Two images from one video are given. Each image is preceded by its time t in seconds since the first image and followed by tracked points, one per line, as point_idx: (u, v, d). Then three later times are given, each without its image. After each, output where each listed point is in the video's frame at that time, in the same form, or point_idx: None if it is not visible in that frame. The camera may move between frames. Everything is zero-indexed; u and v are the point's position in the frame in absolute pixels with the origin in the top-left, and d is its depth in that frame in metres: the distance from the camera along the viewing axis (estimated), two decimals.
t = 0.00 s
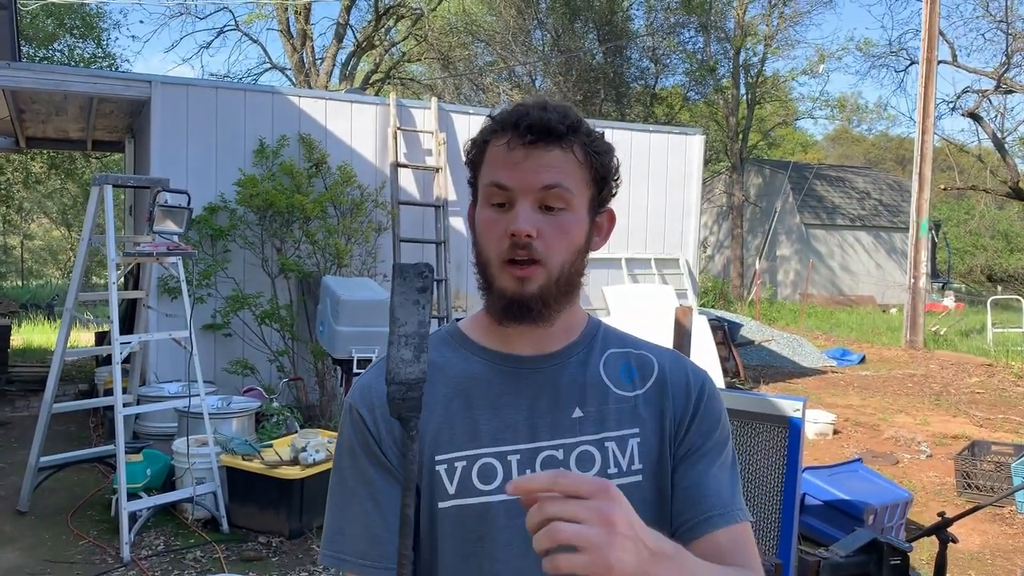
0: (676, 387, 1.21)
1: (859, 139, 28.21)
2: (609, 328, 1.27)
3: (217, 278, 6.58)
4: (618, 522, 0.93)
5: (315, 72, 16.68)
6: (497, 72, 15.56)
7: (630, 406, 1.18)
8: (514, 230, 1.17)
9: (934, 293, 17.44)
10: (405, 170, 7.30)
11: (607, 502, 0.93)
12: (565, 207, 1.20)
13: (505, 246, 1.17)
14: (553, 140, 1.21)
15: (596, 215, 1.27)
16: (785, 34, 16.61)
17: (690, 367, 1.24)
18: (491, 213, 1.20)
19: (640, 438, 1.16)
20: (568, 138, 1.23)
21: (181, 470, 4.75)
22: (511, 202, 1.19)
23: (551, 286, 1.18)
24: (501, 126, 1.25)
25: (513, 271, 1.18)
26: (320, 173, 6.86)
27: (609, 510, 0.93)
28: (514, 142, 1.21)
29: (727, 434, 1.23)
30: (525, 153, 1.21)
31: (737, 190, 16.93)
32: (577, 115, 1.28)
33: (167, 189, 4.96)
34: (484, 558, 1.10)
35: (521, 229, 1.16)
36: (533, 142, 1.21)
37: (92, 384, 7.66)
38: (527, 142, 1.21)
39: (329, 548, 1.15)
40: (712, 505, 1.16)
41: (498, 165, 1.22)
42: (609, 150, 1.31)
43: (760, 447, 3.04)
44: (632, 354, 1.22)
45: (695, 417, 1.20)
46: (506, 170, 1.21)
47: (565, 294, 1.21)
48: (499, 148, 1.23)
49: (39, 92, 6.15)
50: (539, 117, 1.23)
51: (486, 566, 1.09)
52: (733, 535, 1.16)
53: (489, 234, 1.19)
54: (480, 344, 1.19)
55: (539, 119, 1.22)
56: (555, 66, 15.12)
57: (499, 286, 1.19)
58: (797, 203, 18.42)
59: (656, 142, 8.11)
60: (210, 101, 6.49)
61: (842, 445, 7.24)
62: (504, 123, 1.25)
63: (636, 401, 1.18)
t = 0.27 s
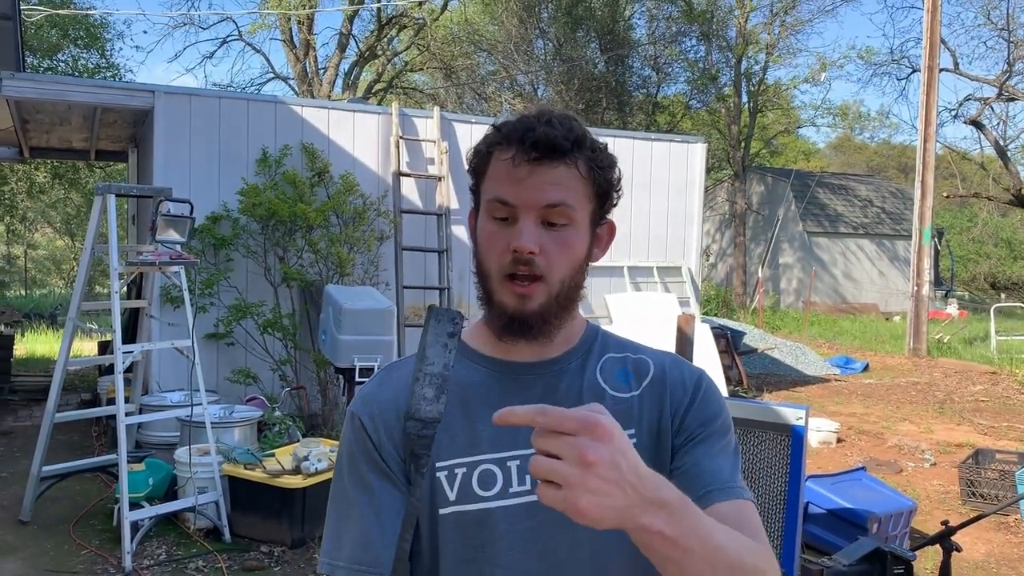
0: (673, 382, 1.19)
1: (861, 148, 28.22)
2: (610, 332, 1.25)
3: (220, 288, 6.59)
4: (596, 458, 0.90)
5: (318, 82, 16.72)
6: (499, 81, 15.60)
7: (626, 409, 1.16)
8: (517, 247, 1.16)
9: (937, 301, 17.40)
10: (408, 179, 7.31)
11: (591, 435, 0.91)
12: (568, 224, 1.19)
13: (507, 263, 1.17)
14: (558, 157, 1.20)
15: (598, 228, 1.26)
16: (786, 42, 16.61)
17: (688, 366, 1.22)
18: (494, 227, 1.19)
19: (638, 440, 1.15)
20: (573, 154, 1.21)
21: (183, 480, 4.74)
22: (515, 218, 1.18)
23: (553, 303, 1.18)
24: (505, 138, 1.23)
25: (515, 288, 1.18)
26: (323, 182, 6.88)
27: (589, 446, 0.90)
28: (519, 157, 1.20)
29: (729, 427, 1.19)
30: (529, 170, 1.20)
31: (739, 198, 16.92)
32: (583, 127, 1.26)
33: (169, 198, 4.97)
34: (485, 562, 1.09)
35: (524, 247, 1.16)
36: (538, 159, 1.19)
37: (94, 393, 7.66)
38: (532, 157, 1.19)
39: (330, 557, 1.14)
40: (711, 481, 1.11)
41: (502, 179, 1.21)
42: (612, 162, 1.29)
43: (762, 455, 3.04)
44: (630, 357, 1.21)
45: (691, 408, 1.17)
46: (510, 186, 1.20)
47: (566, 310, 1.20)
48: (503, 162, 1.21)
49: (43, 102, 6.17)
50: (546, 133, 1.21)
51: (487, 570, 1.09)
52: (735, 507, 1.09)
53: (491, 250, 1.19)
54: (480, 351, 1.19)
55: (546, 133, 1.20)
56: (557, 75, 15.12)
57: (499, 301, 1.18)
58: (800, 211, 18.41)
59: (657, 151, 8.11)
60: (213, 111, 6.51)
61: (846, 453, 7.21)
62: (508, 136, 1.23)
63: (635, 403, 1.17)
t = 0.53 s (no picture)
0: (675, 390, 1.18)
1: (862, 154, 28.24)
2: (612, 340, 1.25)
3: (222, 295, 6.59)
4: (591, 479, 0.88)
5: (320, 90, 16.77)
6: (501, 88, 15.61)
7: (628, 416, 1.15)
8: (521, 255, 1.16)
9: (940, 308, 17.37)
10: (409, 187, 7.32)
11: (588, 455, 0.90)
12: (571, 232, 1.19)
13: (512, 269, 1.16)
14: (562, 166, 1.19)
15: (600, 235, 1.26)
16: (788, 49, 16.61)
17: (690, 373, 1.21)
18: (497, 235, 1.19)
19: (640, 448, 1.14)
20: (576, 162, 1.21)
21: (184, 487, 4.74)
22: (519, 226, 1.18)
23: (557, 309, 1.18)
24: (508, 145, 1.22)
25: (518, 295, 1.17)
26: (325, 189, 6.89)
27: (586, 466, 0.89)
28: (522, 165, 1.19)
29: (732, 435, 1.18)
30: (534, 178, 1.19)
31: (741, 205, 16.90)
32: (585, 135, 1.26)
33: (172, 205, 4.97)
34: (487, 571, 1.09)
35: (528, 254, 1.16)
36: (542, 168, 1.19)
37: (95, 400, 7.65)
38: (536, 166, 1.19)
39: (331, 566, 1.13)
40: (712, 492, 1.10)
41: (506, 186, 1.20)
42: (613, 170, 1.29)
43: (764, 462, 3.03)
44: (632, 365, 1.20)
45: (693, 418, 1.16)
46: (513, 193, 1.19)
47: (569, 316, 1.20)
48: (506, 169, 1.21)
49: (45, 110, 6.18)
50: (550, 140, 1.20)
51: None
52: (738, 518, 1.08)
53: (495, 257, 1.18)
54: (483, 360, 1.19)
55: (550, 142, 1.20)
56: (559, 82, 15.14)
57: (503, 307, 1.18)
58: (802, 217, 18.40)
59: (659, 158, 8.12)
60: (216, 118, 6.52)
61: (849, 460, 7.20)
62: (511, 143, 1.22)
63: (636, 411, 1.16)
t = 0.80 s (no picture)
0: (674, 395, 1.18)
1: (863, 159, 28.27)
2: (612, 345, 1.26)
3: (222, 298, 6.59)
4: (581, 496, 0.86)
5: (321, 93, 16.80)
6: (502, 92, 15.64)
7: (627, 422, 1.16)
8: (541, 245, 1.16)
9: (940, 313, 17.36)
10: (410, 190, 7.33)
11: (580, 471, 0.87)
12: (588, 230, 1.20)
13: (529, 259, 1.17)
14: (585, 166, 1.22)
15: (611, 241, 1.27)
16: (788, 54, 16.62)
17: (690, 378, 1.21)
18: (515, 225, 1.19)
19: (639, 454, 1.15)
20: (597, 164, 1.24)
21: (184, 490, 4.74)
22: (539, 218, 1.19)
23: (568, 305, 1.18)
24: (533, 141, 1.24)
25: (532, 287, 1.17)
26: (326, 193, 6.89)
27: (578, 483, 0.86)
28: (549, 158, 1.21)
29: (731, 440, 1.18)
30: (558, 172, 1.21)
31: (741, 209, 16.90)
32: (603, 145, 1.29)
33: (173, 209, 4.98)
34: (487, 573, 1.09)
35: (547, 246, 1.16)
36: (567, 163, 1.21)
37: (96, 403, 7.66)
38: (563, 162, 1.21)
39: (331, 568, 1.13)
40: (710, 499, 1.10)
41: (529, 178, 1.21)
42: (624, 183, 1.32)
43: (765, 467, 3.03)
44: (631, 370, 1.21)
45: (692, 423, 1.17)
46: (537, 185, 1.20)
47: (577, 315, 1.20)
48: (530, 162, 1.22)
49: (47, 113, 6.18)
50: (576, 140, 1.23)
51: None
52: (735, 524, 1.07)
53: (512, 244, 1.18)
54: (483, 363, 1.19)
55: (577, 141, 1.22)
56: (559, 86, 15.16)
57: (513, 299, 1.18)
58: (802, 222, 18.40)
59: (659, 162, 8.12)
60: (217, 121, 6.53)
61: (849, 465, 7.19)
62: (536, 138, 1.24)
63: (635, 415, 1.16)
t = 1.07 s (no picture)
0: (673, 398, 1.18)
1: (862, 160, 28.29)
2: (611, 346, 1.25)
3: (221, 298, 6.59)
4: (562, 532, 0.88)
5: (320, 93, 16.79)
6: (501, 93, 15.65)
7: (625, 423, 1.16)
8: (553, 241, 1.16)
9: (939, 314, 17.37)
10: (409, 190, 7.33)
11: (554, 507, 0.90)
12: (598, 230, 1.21)
13: (540, 254, 1.17)
14: (599, 169, 1.23)
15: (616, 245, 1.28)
16: (788, 55, 16.62)
17: (688, 381, 1.21)
18: (527, 219, 1.19)
19: (638, 455, 1.14)
20: (610, 168, 1.25)
21: (183, 490, 4.73)
22: (552, 214, 1.19)
23: (574, 302, 1.18)
24: (547, 139, 1.25)
25: (540, 281, 1.17)
26: (325, 193, 6.89)
27: (554, 519, 0.89)
28: (565, 157, 1.22)
29: (728, 444, 1.18)
30: (573, 171, 1.22)
31: (740, 210, 16.91)
32: (613, 152, 1.31)
33: (171, 208, 4.97)
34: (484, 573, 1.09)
35: (559, 241, 1.16)
36: (583, 163, 1.22)
37: (94, 403, 7.65)
38: (578, 161, 1.22)
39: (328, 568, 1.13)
40: (707, 505, 1.09)
41: (543, 175, 1.21)
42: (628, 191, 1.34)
43: (764, 467, 3.02)
44: (630, 372, 1.21)
45: (690, 425, 1.16)
46: (552, 183, 1.21)
47: (580, 314, 1.20)
48: (545, 158, 1.23)
49: (46, 112, 6.17)
50: (591, 142, 1.24)
51: None
52: (731, 531, 1.07)
53: (524, 237, 1.18)
54: (482, 363, 1.19)
55: (593, 144, 1.24)
56: (558, 87, 15.15)
57: (520, 293, 1.17)
58: (801, 223, 18.40)
59: (658, 163, 8.12)
60: (216, 121, 6.52)
61: (847, 466, 7.19)
62: (551, 136, 1.25)
63: (633, 416, 1.16)
